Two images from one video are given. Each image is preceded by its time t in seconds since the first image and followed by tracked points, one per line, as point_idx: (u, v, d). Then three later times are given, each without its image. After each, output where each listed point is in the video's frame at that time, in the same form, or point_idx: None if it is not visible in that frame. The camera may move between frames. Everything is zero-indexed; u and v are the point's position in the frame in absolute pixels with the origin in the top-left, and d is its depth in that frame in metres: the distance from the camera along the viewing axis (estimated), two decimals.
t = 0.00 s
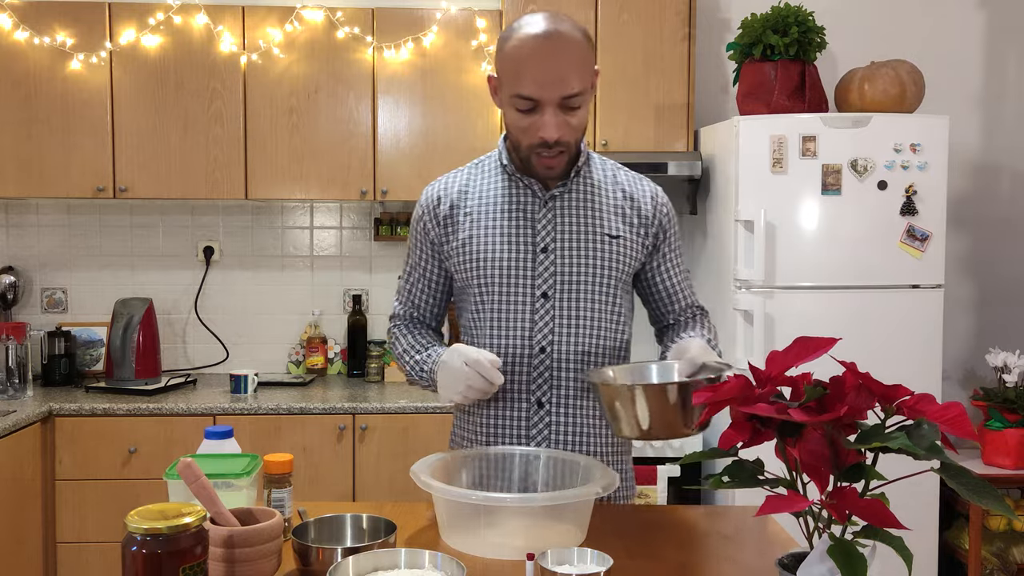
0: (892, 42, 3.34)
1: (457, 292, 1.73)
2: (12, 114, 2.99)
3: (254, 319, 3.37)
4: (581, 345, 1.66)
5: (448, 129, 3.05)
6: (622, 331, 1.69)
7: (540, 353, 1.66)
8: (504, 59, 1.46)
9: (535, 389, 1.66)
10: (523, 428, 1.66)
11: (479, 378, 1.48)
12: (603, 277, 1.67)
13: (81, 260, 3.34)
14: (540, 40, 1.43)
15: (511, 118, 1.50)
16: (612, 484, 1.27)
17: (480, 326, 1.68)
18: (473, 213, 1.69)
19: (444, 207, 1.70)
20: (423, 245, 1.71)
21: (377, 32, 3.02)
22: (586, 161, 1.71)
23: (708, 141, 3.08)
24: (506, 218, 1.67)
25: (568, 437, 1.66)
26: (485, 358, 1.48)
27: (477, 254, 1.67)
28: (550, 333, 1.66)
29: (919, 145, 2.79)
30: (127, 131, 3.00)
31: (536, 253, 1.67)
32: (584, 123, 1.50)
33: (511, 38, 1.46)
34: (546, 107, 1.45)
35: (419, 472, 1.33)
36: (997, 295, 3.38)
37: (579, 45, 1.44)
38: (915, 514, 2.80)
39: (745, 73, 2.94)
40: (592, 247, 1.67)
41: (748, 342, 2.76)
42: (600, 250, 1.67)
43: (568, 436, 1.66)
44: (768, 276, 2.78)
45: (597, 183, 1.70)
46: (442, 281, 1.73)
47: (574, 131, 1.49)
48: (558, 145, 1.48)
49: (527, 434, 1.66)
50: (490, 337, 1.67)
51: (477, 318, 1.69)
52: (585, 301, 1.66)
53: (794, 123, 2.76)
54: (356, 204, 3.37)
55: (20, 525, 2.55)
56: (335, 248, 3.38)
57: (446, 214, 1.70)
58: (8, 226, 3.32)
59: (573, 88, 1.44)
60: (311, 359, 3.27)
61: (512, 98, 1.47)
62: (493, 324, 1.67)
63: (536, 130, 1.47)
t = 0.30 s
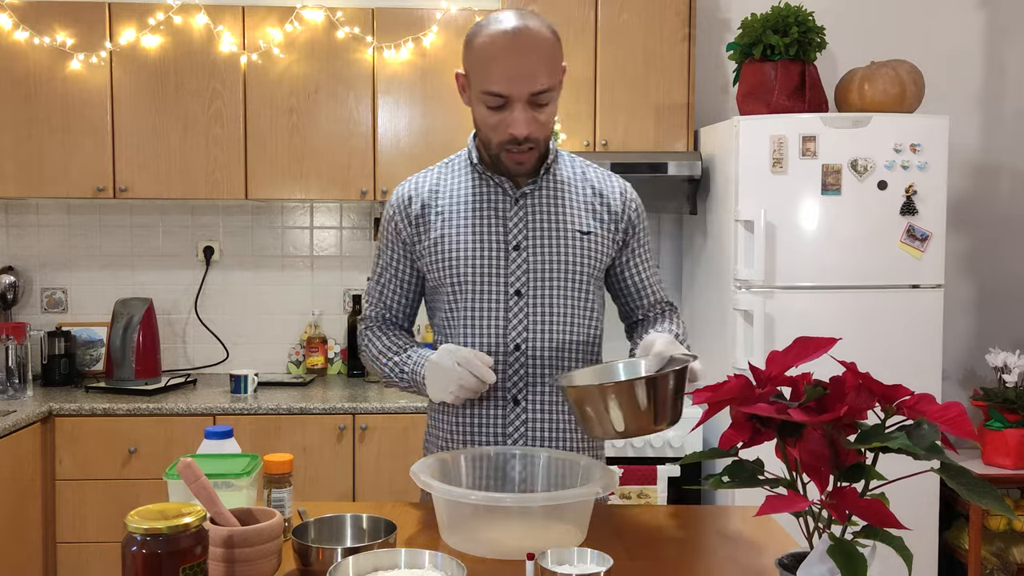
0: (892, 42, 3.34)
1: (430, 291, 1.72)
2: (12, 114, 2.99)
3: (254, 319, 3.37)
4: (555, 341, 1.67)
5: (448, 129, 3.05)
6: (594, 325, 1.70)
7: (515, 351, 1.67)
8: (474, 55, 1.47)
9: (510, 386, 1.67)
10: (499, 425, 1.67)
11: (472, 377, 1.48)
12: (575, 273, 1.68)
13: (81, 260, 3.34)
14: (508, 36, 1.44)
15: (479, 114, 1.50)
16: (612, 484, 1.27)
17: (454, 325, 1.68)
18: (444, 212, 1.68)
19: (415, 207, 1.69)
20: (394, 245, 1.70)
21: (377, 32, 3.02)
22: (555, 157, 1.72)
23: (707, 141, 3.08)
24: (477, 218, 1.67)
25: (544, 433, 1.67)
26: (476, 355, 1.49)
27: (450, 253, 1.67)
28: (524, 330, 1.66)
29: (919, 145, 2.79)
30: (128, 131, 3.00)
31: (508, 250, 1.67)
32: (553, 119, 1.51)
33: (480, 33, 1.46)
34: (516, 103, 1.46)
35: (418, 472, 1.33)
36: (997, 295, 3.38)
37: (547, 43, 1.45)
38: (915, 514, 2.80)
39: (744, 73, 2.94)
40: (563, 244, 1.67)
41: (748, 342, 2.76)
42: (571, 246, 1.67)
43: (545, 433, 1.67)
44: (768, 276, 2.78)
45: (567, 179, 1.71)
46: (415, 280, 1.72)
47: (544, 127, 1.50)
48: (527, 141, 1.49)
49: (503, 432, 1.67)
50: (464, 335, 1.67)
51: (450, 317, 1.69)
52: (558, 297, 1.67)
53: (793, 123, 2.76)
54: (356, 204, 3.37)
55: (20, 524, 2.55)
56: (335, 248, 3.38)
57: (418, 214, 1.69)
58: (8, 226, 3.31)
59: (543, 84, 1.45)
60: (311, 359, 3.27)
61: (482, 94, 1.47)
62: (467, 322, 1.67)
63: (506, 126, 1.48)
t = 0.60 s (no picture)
0: (892, 37, 3.33)
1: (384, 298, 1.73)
2: (12, 110, 2.98)
3: (253, 315, 3.37)
4: (513, 339, 1.69)
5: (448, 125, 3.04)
6: (550, 320, 1.73)
7: (474, 352, 1.68)
8: (417, 64, 1.48)
9: (472, 388, 1.68)
10: (463, 425, 1.69)
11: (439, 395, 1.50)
12: (527, 270, 1.70)
13: (81, 256, 3.34)
14: (452, 44, 1.45)
15: (426, 121, 1.52)
16: (612, 480, 1.27)
17: (412, 330, 1.70)
18: (393, 218, 1.69)
19: (363, 214, 1.70)
20: (347, 254, 1.70)
21: (377, 27, 3.01)
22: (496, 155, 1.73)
23: (707, 137, 3.08)
24: (428, 222, 1.69)
25: (508, 429, 1.70)
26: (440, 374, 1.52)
27: (403, 258, 1.69)
28: (481, 331, 1.68)
29: (919, 140, 2.78)
30: (127, 126, 3.00)
31: (459, 253, 1.69)
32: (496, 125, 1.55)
33: (424, 40, 1.48)
34: (462, 112, 1.48)
35: (419, 467, 1.33)
36: (997, 291, 3.38)
37: (490, 49, 1.47)
38: (914, 509, 2.80)
39: (745, 68, 2.93)
40: (514, 242, 1.70)
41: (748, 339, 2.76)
42: (522, 244, 1.70)
43: (508, 429, 1.70)
44: (768, 272, 2.78)
45: (510, 177, 1.72)
46: (368, 288, 1.73)
47: (488, 133, 1.53)
48: (475, 148, 1.53)
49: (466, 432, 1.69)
50: (423, 338, 1.69)
51: (406, 322, 1.70)
52: (513, 296, 1.69)
53: (794, 119, 2.75)
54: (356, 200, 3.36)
55: (21, 520, 2.55)
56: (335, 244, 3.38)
57: (365, 221, 1.70)
58: (7, 221, 3.31)
59: (488, 93, 1.48)
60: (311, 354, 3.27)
61: (428, 103, 1.49)
62: (424, 326, 1.69)
63: (453, 135, 1.51)
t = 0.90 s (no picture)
0: (892, 37, 3.33)
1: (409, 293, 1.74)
2: (12, 110, 2.98)
3: (253, 315, 3.37)
4: (535, 342, 1.68)
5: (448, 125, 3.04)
6: (573, 324, 1.71)
7: (494, 353, 1.68)
8: (448, 60, 1.47)
9: (491, 389, 1.68)
10: (481, 425, 1.70)
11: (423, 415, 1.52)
12: (551, 273, 1.68)
13: (81, 256, 3.34)
14: (484, 40, 1.44)
15: (456, 118, 1.51)
16: (611, 480, 1.27)
17: (434, 328, 1.70)
18: (419, 214, 1.69)
19: (390, 208, 1.71)
20: (373, 246, 1.72)
21: (377, 28, 3.01)
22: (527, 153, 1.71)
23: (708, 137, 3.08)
24: (453, 219, 1.68)
25: (526, 432, 1.69)
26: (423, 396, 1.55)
27: (427, 255, 1.69)
28: (502, 333, 1.68)
29: (919, 140, 2.78)
30: (128, 126, 3.00)
31: (483, 252, 1.68)
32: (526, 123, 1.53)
33: (456, 37, 1.46)
34: (492, 109, 1.47)
35: (419, 467, 1.33)
36: (997, 291, 3.38)
37: (523, 46, 1.45)
38: (914, 509, 2.80)
39: (745, 68, 2.93)
40: (538, 244, 1.68)
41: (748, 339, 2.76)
42: (547, 246, 1.68)
43: (527, 431, 1.69)
44: (768, 273, 2.78)
45: (539, 176, 1.70)
46: (394, 282, 1.74)
47: (519, 131, 1.51)
48: (504, 146, 1.50)
49: (484, 432, 1.70)
50: (444, 337, 1.69)
51: (428, 319, 1.71)
52: (536, 298, 1.68)
53: (794, 119, 2.75)
54: (356, 200, 3.36)
55: (21, 520, 2.55)
56: (335, 244, 3.38)
57: (392, 214, 1.71)
58: (8, 221, 3.31)
59: (518, 90, 1.46)
60: (311, 354, 3.28)
61: (458, 100, 1.48)
62: (445, 324, 1.69)
63: (483, 132, 1.49)
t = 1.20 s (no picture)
0: (892, 37, 3.33)
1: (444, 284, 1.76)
2: (12, 110, 2.98)
3: (253, 315, 3.37)
4: (559, 350, 1.68)
5: (448, 126, 3.04)
6: (600, 338, 1.70)
7: (517, 357, 1.69)
8: (503, 60, 1.44)
9: (510, 393, 1.69)
10: (496, 426, 1.71)
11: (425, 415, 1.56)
12: (582, 283, 1.67)
13: (82, 256, 3.34)
14: (540, 40, 1.41)
15: (508, 119, 1.48)
16: (611, 480, 1.27)
17: (461, 324, 1.72)
18: (460, 208, 1.71)
19: (434, 198, 1.73)
20: (416, 233, 1.76)
21: (377, 28, 3.01)
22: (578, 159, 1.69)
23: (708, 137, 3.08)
24: (491, 218, 1.69)
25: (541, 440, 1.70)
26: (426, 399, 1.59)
27: (462, 251, 1.71)
28: (526, 338, 1.68)
29: (919, 140, 2.78)
30: (128, 126, 3.00)
31: (517, 255, 1.69)
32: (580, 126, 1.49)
33: (512, 38, 1.43)
34: (545, 110, 1.44)
35: (419, 468, 1.34)
36: (997, 291, 3.38)
37: (580, 48, 1.42)
38: (914, 509, 2.80)
39: (745, 68, 2.93)
40: (573, 253, 1.67)
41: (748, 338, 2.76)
42: (581, 256, 1.67)
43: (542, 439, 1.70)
44: (768, 272, 2.78)
45: (586, 184, 1.68)
46: (432, 272, 1.77)
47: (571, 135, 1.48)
48: (556, 148, 1.47)
49: (498, 433, 1.71)
50: (470, 335, 1.71)
51: (458, 314, 1.73)
52: (565, 305, 1.68)
53: (794, 119, 2.75)
54: (356, 200, 3.36)
55: (21, 519, 2.55)
56: (335, 244, 3.38)
57: (436, 205, 1.73)
58: (8, 221, 3.31)
59: (574, 93, 1.43)
60: (311, 354, 3.29)
61: (511, 100, 1.45)
62: (472, 322, 1.71)
63: (534, 134, 1.46)
